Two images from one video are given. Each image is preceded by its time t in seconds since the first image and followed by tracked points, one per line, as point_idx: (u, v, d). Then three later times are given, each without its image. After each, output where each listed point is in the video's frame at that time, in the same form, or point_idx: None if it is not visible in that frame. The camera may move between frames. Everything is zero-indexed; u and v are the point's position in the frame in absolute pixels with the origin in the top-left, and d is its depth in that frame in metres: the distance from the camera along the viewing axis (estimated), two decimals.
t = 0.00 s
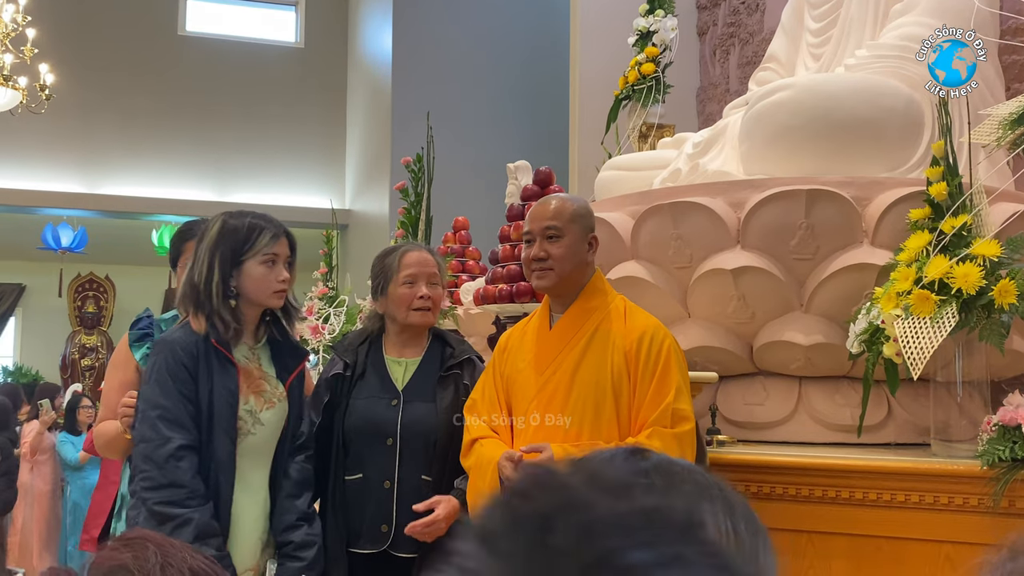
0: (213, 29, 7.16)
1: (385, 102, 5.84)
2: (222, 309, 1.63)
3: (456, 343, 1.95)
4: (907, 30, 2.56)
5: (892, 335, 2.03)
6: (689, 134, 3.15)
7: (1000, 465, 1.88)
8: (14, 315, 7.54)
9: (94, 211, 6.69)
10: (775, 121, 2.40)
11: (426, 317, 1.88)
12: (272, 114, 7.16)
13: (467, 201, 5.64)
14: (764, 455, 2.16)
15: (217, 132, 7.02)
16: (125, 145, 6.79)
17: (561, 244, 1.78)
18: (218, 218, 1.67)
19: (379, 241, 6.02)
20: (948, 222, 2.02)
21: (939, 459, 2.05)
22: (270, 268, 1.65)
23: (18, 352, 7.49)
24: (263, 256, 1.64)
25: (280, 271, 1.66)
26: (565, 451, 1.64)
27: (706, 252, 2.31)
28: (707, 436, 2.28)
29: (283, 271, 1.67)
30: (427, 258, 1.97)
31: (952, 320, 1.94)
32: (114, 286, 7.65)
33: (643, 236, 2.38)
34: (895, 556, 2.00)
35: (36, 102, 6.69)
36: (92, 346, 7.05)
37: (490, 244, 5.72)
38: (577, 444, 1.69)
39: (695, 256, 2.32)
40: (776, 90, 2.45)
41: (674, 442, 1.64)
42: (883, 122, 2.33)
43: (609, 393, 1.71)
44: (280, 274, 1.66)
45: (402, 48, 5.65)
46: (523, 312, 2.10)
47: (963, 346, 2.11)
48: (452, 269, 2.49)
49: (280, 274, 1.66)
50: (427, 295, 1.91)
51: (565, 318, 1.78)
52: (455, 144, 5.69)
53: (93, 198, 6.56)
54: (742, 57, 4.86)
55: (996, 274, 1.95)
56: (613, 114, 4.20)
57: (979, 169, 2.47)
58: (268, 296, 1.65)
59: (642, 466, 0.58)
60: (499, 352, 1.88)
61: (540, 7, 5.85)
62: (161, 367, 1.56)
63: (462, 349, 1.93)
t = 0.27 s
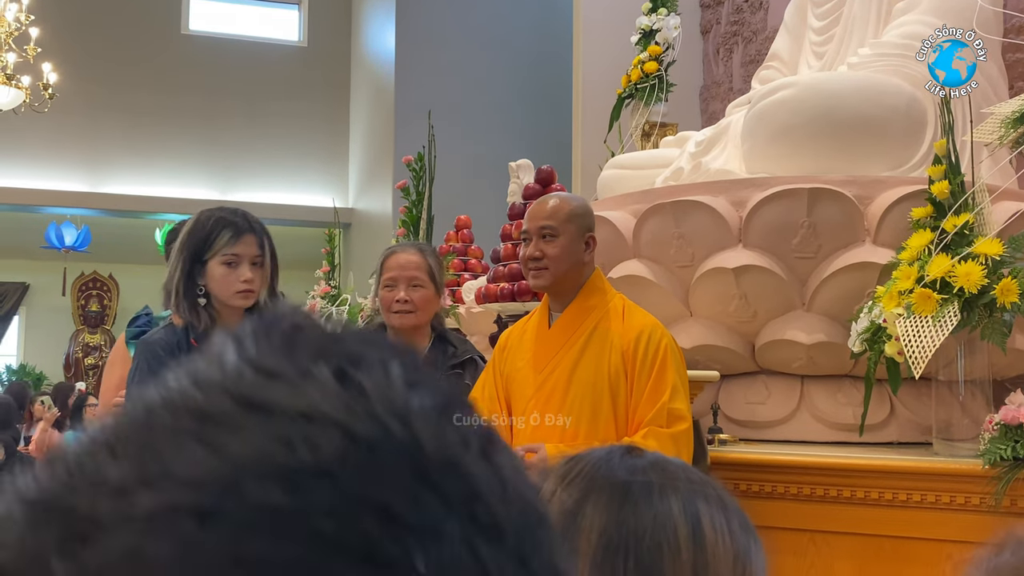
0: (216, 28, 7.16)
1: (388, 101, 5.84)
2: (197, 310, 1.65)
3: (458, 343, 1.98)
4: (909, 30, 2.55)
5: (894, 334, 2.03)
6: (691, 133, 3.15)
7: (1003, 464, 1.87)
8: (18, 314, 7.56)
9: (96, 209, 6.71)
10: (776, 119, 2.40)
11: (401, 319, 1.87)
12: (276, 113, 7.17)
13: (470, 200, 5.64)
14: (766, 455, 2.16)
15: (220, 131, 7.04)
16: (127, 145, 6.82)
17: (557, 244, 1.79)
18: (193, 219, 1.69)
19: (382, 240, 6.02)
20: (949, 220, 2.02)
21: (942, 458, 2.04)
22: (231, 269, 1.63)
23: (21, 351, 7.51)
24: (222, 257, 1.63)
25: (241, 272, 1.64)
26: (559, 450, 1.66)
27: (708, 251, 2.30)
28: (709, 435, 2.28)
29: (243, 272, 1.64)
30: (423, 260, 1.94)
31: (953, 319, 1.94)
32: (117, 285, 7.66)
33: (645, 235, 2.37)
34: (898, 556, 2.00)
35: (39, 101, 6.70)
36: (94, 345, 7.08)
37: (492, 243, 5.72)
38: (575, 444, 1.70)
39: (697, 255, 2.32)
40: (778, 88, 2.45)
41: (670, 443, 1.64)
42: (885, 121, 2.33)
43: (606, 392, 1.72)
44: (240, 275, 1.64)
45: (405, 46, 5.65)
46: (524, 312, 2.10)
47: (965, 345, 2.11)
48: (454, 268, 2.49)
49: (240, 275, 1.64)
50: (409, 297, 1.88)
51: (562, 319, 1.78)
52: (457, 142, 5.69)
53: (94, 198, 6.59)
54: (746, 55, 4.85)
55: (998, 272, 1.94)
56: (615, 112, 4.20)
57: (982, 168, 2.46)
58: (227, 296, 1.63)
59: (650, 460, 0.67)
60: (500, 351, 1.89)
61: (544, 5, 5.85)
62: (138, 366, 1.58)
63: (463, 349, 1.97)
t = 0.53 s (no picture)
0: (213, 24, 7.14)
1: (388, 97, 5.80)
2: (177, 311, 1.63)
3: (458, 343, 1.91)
4: (920, 23, 2.51)
5: (903, 334, 1.99)
6: (696, 129, 3.11)
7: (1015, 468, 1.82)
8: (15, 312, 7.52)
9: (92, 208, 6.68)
10: (782, 115, 2.36)
11: (395, 320, 1.86)
12: (275, 110, 7.15)
13: (471, 197, 5.61)
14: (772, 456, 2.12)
15: (219, 129, 7.02)
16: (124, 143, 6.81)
17: (553, 242, 1.75)
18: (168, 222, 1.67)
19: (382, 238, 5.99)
20: (959, 219, 1.98)
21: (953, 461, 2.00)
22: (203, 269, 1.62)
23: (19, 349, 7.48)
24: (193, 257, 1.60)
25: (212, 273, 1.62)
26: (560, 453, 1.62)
27: (714, 250, 2.26)
28: (714, 437, 2.24)
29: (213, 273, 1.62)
30: (416, 260, 1.93)
31: (963, 319, 1.90)
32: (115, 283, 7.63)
33: (649, 233, 2.33)
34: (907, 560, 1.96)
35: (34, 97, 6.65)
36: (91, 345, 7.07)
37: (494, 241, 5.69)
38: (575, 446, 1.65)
39: (702, 254, 2.28)
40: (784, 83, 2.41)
41: (672, 445, 1.62)
42: (894, 116, 2.28)
43: (608, 393, 1.67)
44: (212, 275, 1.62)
45: (406, 41, 5.60)
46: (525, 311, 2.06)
47: (976, 345, 2.07)
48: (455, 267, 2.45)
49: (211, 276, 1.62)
50: (402, 298, 1.87)
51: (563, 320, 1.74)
52: (459, 139, 5.65)
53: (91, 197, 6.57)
54: (753, 49, 4.80)
55: (1010, 272, 1.90)
56: (620, 107, 4.16)
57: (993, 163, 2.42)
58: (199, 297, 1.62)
59: (653, 462, 0.67)
60: (500, 352, 1.86)
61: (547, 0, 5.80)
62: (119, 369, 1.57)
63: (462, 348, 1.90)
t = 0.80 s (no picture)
0: (204, 13, 7.06)
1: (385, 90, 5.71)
2: (164, 309, 1.61)
3: (444, 343, 1.82)
4: (938, 13, 2.42)
5: (918, 335, 1.90)
6: (704, 123, 3.02)
7: None
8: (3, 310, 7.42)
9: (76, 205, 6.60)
10: (794, 108, 2.27)
11: (375, 321, 1.78)
12: (268, 103, 7.07)
13: (472, 193, 5.52)
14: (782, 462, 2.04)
15: (211, 122, 6.94)
16: (113, 137, 6.72)
17: (557, 239, 1.66)
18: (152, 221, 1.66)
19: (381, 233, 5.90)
20: (978, 215, 1.89)
21: (972, 467, 1.93)
22: (188, 266, 1.60)
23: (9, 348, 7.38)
24: (179, 254, 1.59)
25: (198, 269, 1.60)
26: (562, 459, 1.54)
27: (724, 247, 2.18)
28: (724, 442, 2.16)
29: (201, 268, 1.60)
30: (399, 259, 1.82)
31: (982, 320, 1.81)
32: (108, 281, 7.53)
33: (656, 230, 2.25)
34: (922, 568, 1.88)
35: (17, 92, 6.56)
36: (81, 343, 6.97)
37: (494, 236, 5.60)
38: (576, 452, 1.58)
39: (711, 252, 2.19)
40: (795, 75, 2.32)
41: (679, 451, 1.53)
42: (911, 108, 2.20)
43: (611, 396, 1.59)
44: (198, 271, 1.60)
45: (404, 33, 5.50)
46: (526, 312, 1.99)
47: (995, 347, 1.97)
48: (454, 266, 2.38)
49: (198, 271, 1.60)
50: (385, 297, 1.78)
51: (561, 322, 1.66)
52: (460, 133, 5.57)
53: (81, 193, 6.47)
54: (765, 39, 4.70)
55: None
56: (626, 100, 4.07)
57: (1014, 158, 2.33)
58: (187, 293, 1.60)
59: (659, 468, 0.65)
60: (498, 354, 1.77)
61: None
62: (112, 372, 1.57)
63: (450, 348, 1.81)
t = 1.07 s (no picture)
0: (199, 8, 7.03)
1: (384, 88, 5.67)
2: (171, 311, 1.61)
3: (439, 343, 1.78)
4: (947, 8, 2.39)
5: (925, 337, 1.86)
6: (708, 120, 2.98)
7: None
8: None
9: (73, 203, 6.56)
10: (799, 105, 2.23)
11: (369, 322, 1.74)
12: (265, 100, 7.03)
13: (472, 191, 5.48)
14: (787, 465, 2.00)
15: (207, 119, 6.91)
16: (109, 134, 6.69)
17: (557, 239, 1.62)
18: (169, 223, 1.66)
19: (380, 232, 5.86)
20: (987, 214, 1.85)
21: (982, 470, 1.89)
22: (191, 268, 1.58)
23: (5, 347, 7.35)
24: (182, 256, 1.58)
25: (199, 272, 1.57)
26: (561, 464, 1.50)
27: (728, 247, 2.14)
28: (727, 446, 2.12)
29: (202, 271, 1.57)
30: (394, 258, 1.78)
31: (991, 322, 1.77)
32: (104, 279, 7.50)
33: (659, 230, 2.21)
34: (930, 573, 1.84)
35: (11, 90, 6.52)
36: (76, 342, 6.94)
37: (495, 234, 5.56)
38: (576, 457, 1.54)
39: (715, 252, 2.15)
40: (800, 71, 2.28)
41: (681, 455, 1.50)
42: (918, 106, 2.16)
43: (610, 399, 1.55)
44: (200, 274, 1.57)
45: (404, 30, 5.46)
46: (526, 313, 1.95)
47: (1004, 348, 1.92)
48: (454, 266, 2.35)
49: (199, 274, 1.57)
50: (380, 298, 1.74)
51: (561, 323, 1.62)
52: (460, 131, 5.53)
53: (76, 191, 6.44)
54: (770, 35, 4.65)
55: None
56: (628, 97, 4.02)
57: None
58: (193, 296, 1.58)
59: (662, 470, 0.62)
60: (495, 357, 1.73)
61: None
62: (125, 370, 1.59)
63: (445, 349, 1.77)
